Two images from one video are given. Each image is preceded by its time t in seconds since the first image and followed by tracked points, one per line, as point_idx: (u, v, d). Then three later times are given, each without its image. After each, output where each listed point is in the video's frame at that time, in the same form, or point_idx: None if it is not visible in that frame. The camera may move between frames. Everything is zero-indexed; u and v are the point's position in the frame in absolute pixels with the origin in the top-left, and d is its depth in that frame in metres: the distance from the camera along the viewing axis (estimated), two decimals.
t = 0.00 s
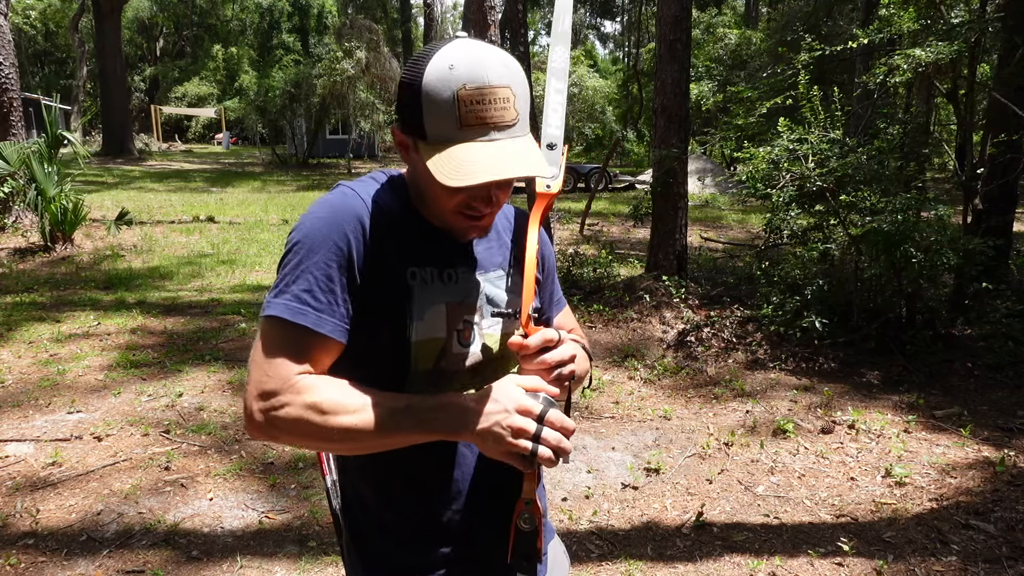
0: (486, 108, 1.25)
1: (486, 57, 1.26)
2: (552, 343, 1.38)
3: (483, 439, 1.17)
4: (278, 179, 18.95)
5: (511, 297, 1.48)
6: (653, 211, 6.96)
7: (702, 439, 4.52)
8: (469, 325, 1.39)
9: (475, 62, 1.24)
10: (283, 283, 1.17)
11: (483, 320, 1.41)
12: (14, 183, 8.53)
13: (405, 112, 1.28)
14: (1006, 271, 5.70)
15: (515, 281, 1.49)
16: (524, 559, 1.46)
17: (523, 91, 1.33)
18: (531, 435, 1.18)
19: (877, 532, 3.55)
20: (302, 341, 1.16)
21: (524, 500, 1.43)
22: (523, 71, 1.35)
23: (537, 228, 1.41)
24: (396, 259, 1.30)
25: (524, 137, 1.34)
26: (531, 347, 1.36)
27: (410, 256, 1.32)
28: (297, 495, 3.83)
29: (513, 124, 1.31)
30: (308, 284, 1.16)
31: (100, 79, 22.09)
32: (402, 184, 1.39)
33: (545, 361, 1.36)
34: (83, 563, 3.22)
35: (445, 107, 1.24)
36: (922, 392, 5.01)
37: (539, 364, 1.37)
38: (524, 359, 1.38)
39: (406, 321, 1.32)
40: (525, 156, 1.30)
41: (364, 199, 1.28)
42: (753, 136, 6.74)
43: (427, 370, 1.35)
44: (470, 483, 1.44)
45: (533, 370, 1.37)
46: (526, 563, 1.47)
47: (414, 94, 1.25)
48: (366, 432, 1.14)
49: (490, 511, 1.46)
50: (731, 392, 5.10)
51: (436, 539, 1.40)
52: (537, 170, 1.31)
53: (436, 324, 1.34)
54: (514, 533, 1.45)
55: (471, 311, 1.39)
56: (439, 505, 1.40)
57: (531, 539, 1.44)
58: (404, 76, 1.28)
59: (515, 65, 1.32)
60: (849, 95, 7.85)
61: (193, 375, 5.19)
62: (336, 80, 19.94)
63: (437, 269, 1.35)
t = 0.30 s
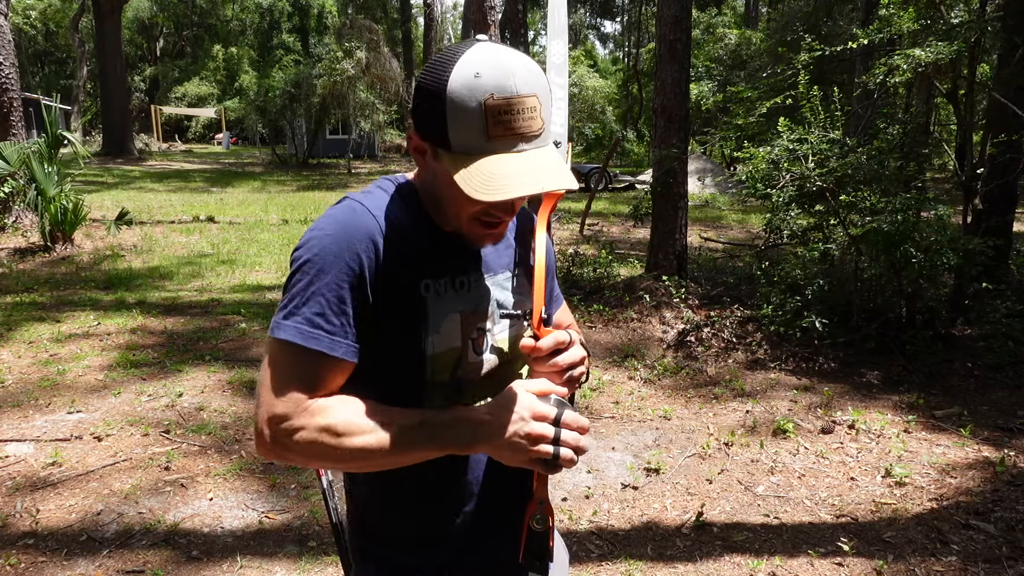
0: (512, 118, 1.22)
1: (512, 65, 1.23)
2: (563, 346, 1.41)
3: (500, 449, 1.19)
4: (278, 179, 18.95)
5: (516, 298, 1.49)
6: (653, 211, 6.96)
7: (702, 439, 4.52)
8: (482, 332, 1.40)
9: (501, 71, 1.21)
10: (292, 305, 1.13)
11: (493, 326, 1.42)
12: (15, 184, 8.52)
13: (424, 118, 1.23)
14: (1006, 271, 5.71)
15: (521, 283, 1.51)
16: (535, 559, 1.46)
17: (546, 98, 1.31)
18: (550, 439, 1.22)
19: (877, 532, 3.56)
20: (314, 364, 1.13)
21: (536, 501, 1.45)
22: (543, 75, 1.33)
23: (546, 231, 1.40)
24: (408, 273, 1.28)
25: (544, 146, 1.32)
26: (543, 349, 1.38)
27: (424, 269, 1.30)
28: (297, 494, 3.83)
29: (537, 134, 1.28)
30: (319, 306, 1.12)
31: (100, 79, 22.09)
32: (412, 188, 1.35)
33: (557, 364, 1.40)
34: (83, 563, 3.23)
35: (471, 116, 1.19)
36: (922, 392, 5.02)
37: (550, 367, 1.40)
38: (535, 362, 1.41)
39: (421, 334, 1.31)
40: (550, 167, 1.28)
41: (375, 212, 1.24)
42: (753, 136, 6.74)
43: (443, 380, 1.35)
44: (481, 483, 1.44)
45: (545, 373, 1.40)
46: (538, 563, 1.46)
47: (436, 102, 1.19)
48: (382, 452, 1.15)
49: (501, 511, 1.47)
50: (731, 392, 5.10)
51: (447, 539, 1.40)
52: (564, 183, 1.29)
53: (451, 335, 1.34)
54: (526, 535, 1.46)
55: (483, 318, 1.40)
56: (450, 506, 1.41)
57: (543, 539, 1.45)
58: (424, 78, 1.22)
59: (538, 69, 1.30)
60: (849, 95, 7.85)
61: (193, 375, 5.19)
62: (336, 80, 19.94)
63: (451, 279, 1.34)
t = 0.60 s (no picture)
0: (530, 132, 1.22)
1: (528, 77, 1.23)
2: (571, 345, 1.41)
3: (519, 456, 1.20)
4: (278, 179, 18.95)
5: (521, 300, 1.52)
6: (652, 211, 6.96)
7: (702, 439, 4.52)
8: (490, 343, 1.41)
9: (518, 84, 1.20)
10: (303, 359, 1.11)
11: (502, 335, 1.44)
12: (15, 183, 8.52)
13: (437, 133, 1.21)
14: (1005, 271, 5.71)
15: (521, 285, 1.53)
16: (541, 554, 1.50)
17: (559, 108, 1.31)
18: (567, 437, 1.22)
19: (877, 532, 3.56)
20: (327, 414, 1.13)
21: (544, 499, 1.46)
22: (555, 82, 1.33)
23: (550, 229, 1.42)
24: (418, 302, 1.26)
25: (559, 158, 1.32)
26: (553, 348, 1.40)
27: (433, 294, 1.28)
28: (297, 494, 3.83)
29: (554, 146, 1.29)
30: (331, 358, 1.11)
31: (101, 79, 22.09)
32: (413, 208, 1.32)
33: (566, 362, 1.40)
34: (83, 563, 3.23)
35: (489, 131, 1.19)
36: (922, 392, 5.01)
37: (560, 366, 1.40)
38: (543, 360, 1.41)
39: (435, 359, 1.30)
40: (565, 179, 1.29)
41: (381, 251, 1.21)
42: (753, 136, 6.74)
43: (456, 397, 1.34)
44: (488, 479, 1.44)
45: (555, 373, 1.41)
46: (545, 557, 1.50)
47: (452, 116, 1.18)
48: (405, 486, 1.16)
49: (508, 509, 1.47)
50: (731, 392, 5.10)
51: (455, 534, 1.40)
52: (583, 197, 1.30)
53: (462, 355, 1.34)
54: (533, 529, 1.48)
55: (490, 328, 1.41)
56: (459, 501, 1.40)
57: (550, 536, 1.48)
58: (437, 89, 1.21)
59: (550, 79, 1.30)
60: (849, 94, 7.85)
61: (193, 375, 5.19)
62: (336, 80, 19.94)
63: (459, 298, 1.33)
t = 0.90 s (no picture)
0: (536, 122, 1.23)
1: (532, 67, 1.24)
2: (588, 342, 1.43)
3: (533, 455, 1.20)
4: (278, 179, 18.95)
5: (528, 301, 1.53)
6: (652, 211, 6.96)
7: (702, 439, 4.52)
8: (494, 345, 1.43)
9: (523, 74, 1.22)
10: (306, 363, 1.11)
11: (508, 334, 1.46)
12: (15, 183, 8.52)
13: (443, 126, 1.21)
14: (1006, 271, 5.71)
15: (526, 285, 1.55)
16: (550, 553, 1.54)
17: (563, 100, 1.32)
18: (586, 436, 1.23)
19: (877, 532, 3.56)
20: (334, 419, 1.13)
21: (554, 497, 1.53)
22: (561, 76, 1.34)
23: (571, 224, 1.42)
24: (420, 305, 1.26)
25: (564, 149, 1.33)
26: (571, 345, 1.42)
27: (436, 298, 1.28)
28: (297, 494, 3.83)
29: (557, 136, 1.29)
30: (334, 362, 1.11)
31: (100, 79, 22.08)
32: (412, 211, 1.33)
33: (583, 359, 1.41)
34: (83, 563, 3.23)
35: (495, 121, 1.19)
36: (922, 392, 5.01)
37: (577, 363, 1.41)
38: (560, 357, 1.43)
39: (439, 362, 1.30)
40: (572, 170, 1.29)
41: (381, 255, 1.21)
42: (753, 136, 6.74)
43: (464, 401, 1.35)
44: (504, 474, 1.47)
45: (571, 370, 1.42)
46: (552, 555, 1.54)
47: (457, 106, 1.18)
48: (420, 487, 1.14)
49: (520, 507, 1.50)
50: (731, 392, 5.10)
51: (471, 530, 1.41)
52: (590, 186, 1.30)
53: (466, 357, 1.34)
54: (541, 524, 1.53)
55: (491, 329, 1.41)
56: (476, 496, 1.41)
57: (560, 534, 1.53)
58: (441, 82, 1.20)
59: (557, 74, 1.31)
60: (849, 94, 7.85)
61: (193, 375, 5.19)
62: (336, 80, 19.95)
63: (461, 301, 1.33)
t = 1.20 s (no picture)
0: (541, 124, 1.22)
1: (538, 70, 1.22)
2: (588, 342, 1.42)
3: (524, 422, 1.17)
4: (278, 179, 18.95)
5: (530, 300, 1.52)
6: (652, 211, 6.96)
7: (702, 439, 4.52)
8: (495, 338, 1.41)
9: (528, 76, 1.20)
10: (316, 315, 1.12)
11: (507, 330, 1.44)
12: (15, 184, 8.52)
13: (447, 124, 1.21)
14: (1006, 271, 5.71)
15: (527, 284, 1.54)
16: (548, 555, 1.51)
17: (569, 102, 1.31)
18: (572, 427, 1.17)
19: (877, 532, 3.56)
20: (339, 370, 1.13)
21: (553, 496, 1.48)
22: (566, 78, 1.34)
23: (570, 225, 1.43)
24: (427, 275, 1.26)
25: (569, 151, 1.32)
26: (569, 344, 1.42)
27: (442, 273, 1.29)
28: (298, 494, 3.83)
29: (563, 139, 1.28)
30: (344, 316, 1.12)
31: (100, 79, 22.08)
32: (422, 191, 1.33)
33: (584, 358, 1.40)
34: (83, 563, 3.23)
35: (499, 123, 1.18)
36: (922, 392, 5.01)
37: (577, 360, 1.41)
38: (559, 356, 1.43)
39: (441, 338, 1.30)
40: (577, 173, 1.28)
41: (393, 217, 1.22)
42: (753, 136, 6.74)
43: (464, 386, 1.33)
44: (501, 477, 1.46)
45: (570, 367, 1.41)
46: (552, 558, 1.51)
47: (461, 106, 1.18)
48: (418, 435, 1.16)
49: (518, 508, 1.48)
50: (731, 392, 5.10)
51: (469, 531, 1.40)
52: (594, 190, 1.29)
53: (468, 339, 1.34)
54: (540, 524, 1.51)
55: (494, 322, 1.40)
56: (474, 497, 1.41)
57: (559, 534, 1.50)
58: (446, 84, 1.21)
59: (563, 76, 1.29)
60: (849, 94, 7.86)
61: (193, 375, 5.19)
62: (336, 80, 19.95)
63: (467, 281, 1.33)
